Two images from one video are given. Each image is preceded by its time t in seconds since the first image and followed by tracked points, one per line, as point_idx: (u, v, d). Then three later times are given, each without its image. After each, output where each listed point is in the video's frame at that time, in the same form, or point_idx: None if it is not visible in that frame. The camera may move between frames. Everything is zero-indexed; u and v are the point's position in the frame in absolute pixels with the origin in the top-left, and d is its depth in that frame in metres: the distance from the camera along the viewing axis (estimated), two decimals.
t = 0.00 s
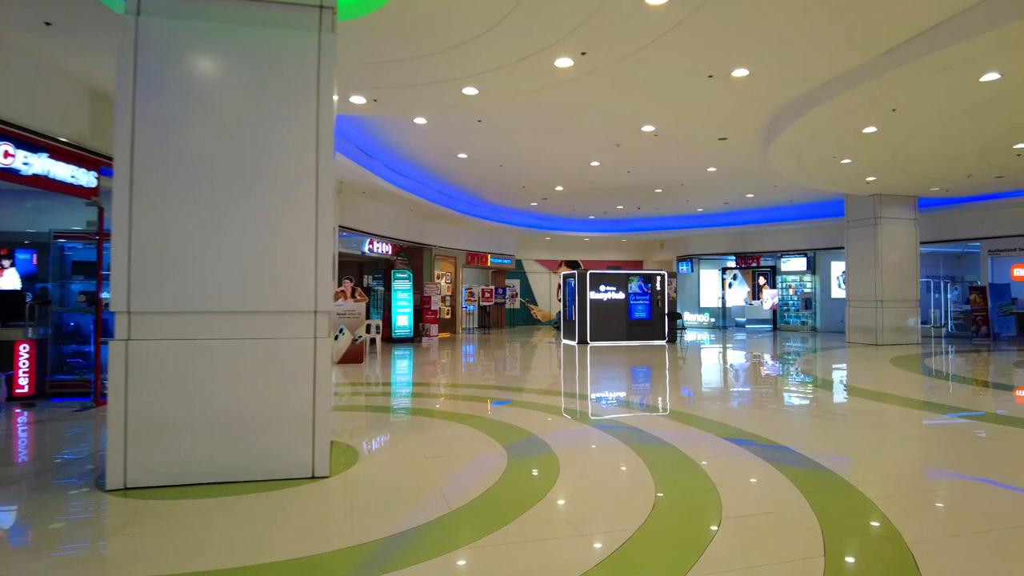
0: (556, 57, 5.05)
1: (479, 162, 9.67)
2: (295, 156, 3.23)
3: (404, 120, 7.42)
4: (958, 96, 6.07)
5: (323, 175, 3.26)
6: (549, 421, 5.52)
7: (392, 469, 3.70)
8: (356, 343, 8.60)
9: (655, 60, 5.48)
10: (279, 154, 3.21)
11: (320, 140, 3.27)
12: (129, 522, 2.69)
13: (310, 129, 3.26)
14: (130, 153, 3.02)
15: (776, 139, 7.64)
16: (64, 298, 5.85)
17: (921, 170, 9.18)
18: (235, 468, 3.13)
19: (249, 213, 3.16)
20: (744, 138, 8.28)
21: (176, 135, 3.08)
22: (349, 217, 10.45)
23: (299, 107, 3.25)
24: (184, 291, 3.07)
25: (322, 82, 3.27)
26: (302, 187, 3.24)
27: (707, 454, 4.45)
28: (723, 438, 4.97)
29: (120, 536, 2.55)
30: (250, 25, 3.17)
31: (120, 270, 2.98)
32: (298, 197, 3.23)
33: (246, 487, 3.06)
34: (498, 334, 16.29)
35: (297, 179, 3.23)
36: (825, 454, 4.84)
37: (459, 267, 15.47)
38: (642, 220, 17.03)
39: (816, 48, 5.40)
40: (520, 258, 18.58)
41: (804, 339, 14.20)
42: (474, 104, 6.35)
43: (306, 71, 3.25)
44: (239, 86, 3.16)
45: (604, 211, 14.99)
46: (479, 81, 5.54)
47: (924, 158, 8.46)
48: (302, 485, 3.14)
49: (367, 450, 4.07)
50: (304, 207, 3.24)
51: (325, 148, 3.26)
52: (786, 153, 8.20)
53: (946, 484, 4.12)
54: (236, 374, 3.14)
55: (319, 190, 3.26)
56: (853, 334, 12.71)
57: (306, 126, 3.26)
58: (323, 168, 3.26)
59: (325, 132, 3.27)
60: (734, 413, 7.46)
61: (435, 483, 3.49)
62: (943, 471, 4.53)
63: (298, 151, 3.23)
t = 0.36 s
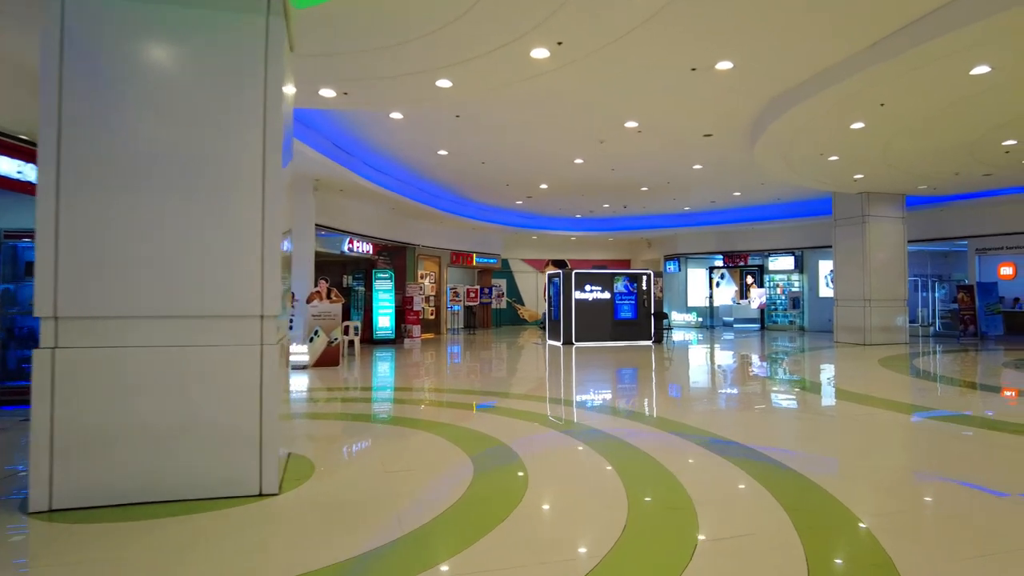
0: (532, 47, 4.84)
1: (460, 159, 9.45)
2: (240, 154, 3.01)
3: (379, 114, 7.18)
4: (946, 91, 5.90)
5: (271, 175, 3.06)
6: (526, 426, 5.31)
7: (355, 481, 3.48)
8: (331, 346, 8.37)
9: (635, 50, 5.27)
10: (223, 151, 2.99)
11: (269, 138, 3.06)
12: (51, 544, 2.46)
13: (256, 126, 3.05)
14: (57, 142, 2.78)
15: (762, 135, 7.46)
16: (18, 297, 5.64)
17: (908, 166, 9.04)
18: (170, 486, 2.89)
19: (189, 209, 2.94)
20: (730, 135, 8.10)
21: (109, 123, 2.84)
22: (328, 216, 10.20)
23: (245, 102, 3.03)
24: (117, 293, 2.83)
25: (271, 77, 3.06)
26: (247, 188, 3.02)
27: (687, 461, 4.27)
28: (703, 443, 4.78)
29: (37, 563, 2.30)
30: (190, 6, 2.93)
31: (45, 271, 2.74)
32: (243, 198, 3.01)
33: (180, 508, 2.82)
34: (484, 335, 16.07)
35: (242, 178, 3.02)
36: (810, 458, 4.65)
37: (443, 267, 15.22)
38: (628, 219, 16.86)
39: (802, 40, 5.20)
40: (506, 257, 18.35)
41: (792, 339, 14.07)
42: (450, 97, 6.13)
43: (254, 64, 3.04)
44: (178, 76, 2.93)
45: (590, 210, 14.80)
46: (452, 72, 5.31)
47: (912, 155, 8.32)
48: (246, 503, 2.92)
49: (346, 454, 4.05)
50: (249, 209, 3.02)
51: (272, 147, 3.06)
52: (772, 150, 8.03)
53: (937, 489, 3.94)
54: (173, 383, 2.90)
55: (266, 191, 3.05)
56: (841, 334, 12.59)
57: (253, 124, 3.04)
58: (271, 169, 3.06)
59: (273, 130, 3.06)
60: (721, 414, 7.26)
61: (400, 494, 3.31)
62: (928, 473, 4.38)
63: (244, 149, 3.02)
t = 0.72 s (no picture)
0: (510, 36, 4.64)
1: (442, 155, 9.25)
2: (187, 149, 2.92)
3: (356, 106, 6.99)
4: (937, 85, 5.76)
5: (220, 173, 2.96)
6: (504, 430, 5.11)
7: (316, 493, 3.29)
8: (308, 346, 8.25)
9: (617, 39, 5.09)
10: (172, 144, 2.90)
11: (218, 136, 2.97)
12: None
13: (206, 123, 2.96)
14: None
15: (748, 130, 7.32)
16: None
17: (896, 163, 8.94)
18: (111, 485, 2.84)
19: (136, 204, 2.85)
20: (716, 130, 7.95)
21: (53, 114, 2.76)
22: (308, 213, 9.97)
23: (195, 98, 2.94)
24: (58, 291, 2.75)
25: (221, 72, 2.97)
26: (194, 185, 2.93)
27: (663, 467, 4.08)
28: (678, 448, 4.58)
29: None
30: None
31: None
32: (189, 195, 2.92)
33: (125, 523, 2.77)
34: (470, 334, 15.87)
35: (189, 174, 2.92)
36: (797, 460, 4.49)
37: (428, 265, 14.95)
38: (616, 217, 16.71)
39: (789, 30, 5.04)
40: (493, 256, 18.14)
41: (779, 338, 13.97)
42: (429, 89, 5.94)
43: (205, 59, 2.96)
44: (127, 63, 2.84)
45: (577, 208, 14.65)
46: (428, 62, 5.11)
47: (901, 152, 8.21)
48: (194, 518, 2.86)
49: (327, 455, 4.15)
50: (196, 208, 2.93)
51: (222, 146, 2.96)
52: (759, 145, 7.89)
53: (928, 494, 3.78)
54: (120, 386, 2.84)
55: (214, 190, 2.96)
56: (828, 332, 12.50)
57: (202, 120, 2.95)
58: (220, 169, 2.96)
59: (223, 128, 2.97)
60: (708, 414, 7.11)
61: (355, 505, 3.13)
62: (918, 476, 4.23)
63: (192, 145, 2.93)
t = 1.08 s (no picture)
0: (474, 25, 4.45)
1: (411, 152, 9.01)
2: (109, 146, 2.69)
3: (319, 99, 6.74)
4: (910, 83, 5.70)
5: (145, 171, 2.73)
6: (467, 438, 4.90)
7: (249, 514, 3.03)
8: (269, 348, 8.00)
9: (586, 31, 4.93)
10: (93, 132, 2.68)
11: (144, 129, 2.74)
12: None
13: (129, 119, 2.72)
14: None
15: (721, 129, 7.22)
16: None
17: (868, 164, 8.93)
18: (17, 499, 2.60)
19: (50, 198, 2.62)
20: (689, 128, 7.84)
21: None
22: (272, 211, 9.66)
23: (119, 87, 2.70)
24: None
25: (147, 64, 2.73)
26: (114, 184, 2.70)
27: (628, 477, 3.89)
28: (645, 457, 4.37)
29: None
30: None
31: None
32: (108, 195, 2.69)
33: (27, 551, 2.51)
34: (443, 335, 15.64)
35: (108, 169, 2.69)
36: (768, 464, 4.35)
37: (399, 265, 14.63)
38: (591, 217, 16.59)
39: (761, 24, 4.92)
40: (467, 255, 17.91)
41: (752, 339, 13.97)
42: (393, 81, 5.72)
43: (130, 49, 2.72)
44: (47, 43, 2.62)
45: (551, 207, 14.50)
46: (390, 52, 4.89)
47: (873, 152, 8.19)
48: (111, 541, 2.63)
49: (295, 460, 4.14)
50: (117, 210, 2.70)
51: (147, 145, 2.73)
52: (733, 144, 7.80)
53: (902, 499, 3.67)
54: (29, 394, 2.60)
55: (137, 193, 2.72)
56: (801, 333, 12.51)
57: (126, 115, 2.72)
58: (145, 170, 2.73)
59: (149, 126, 2.74)
60: (680, 416, 6.98)
61: (290, 526, 2.88)
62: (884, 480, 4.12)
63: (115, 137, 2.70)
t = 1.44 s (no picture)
0: (435, 15, 4.25)
1: (380, 150, 8.77)
2: (13, 140, 2.51)
3: (280, 93, 6.49)
4: (883, 81, 5.61)
5: (52, 167, 2.55)
6: (427, 447, 4.67)
7: (166, 543, 2.76)
8: (230, 352, 7.77)
9: (553, 23, 4.76)
10: None
11: (52, 123, 2.56)
12: None
13: (35, 122, 2.54)
14: None
15: (694, 128, 7.10)
16: None
17: (842, 164, 8.89)
18: None
19: None
20: (663, 127, 7.71)
21: None
22: (234, 210, 9.35)
23: (24, 77, 2.52)
24: None
25: (55, 58, 2.55)
26: (19, 182, 2.51)
27: (593, 488, 3.72)
28: (612, 470, 4.12)
29: None
30: None
31: None
32: (13, 198, 2.50)
33: None
34: (418, 337, 15.39)
35: (13, 166, 2.51)
36: (738, 473, 4.19)
37: (373, 266, 14.37)
38: (567, 218, 16.44)
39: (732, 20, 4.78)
40: (442, 256, 17.65)
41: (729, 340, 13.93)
42: (355, 75, 5.50)
43: (36, 42, 2.54)
44: None
45: (527, 208, 14.35)
46: (348, 44, 4.68)
47: (846, 152, 8.14)
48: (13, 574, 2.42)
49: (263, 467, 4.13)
50: (23, 215, 2.51)
51: (55, 149, 2.55)
52: (707, 143, 7.68)
53: (876, 508, 3.53)
54: None
55: (44, 200, 2.54)
56: (777, 335, 12.46)
57: (32, 107, 2.54)
58: (52, 175, 2.55)
59: (58, 124, 2.56)
60: (654, 419, 6.84)
61: (208, 558, 2.62)
62: (872, 475, 4.22)
63: (20, 132, 2.52)
